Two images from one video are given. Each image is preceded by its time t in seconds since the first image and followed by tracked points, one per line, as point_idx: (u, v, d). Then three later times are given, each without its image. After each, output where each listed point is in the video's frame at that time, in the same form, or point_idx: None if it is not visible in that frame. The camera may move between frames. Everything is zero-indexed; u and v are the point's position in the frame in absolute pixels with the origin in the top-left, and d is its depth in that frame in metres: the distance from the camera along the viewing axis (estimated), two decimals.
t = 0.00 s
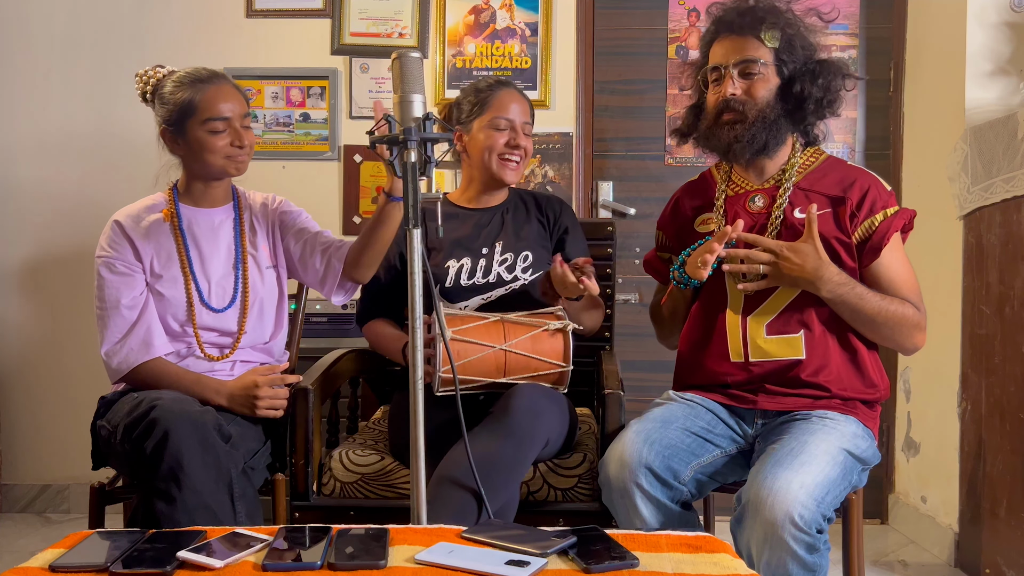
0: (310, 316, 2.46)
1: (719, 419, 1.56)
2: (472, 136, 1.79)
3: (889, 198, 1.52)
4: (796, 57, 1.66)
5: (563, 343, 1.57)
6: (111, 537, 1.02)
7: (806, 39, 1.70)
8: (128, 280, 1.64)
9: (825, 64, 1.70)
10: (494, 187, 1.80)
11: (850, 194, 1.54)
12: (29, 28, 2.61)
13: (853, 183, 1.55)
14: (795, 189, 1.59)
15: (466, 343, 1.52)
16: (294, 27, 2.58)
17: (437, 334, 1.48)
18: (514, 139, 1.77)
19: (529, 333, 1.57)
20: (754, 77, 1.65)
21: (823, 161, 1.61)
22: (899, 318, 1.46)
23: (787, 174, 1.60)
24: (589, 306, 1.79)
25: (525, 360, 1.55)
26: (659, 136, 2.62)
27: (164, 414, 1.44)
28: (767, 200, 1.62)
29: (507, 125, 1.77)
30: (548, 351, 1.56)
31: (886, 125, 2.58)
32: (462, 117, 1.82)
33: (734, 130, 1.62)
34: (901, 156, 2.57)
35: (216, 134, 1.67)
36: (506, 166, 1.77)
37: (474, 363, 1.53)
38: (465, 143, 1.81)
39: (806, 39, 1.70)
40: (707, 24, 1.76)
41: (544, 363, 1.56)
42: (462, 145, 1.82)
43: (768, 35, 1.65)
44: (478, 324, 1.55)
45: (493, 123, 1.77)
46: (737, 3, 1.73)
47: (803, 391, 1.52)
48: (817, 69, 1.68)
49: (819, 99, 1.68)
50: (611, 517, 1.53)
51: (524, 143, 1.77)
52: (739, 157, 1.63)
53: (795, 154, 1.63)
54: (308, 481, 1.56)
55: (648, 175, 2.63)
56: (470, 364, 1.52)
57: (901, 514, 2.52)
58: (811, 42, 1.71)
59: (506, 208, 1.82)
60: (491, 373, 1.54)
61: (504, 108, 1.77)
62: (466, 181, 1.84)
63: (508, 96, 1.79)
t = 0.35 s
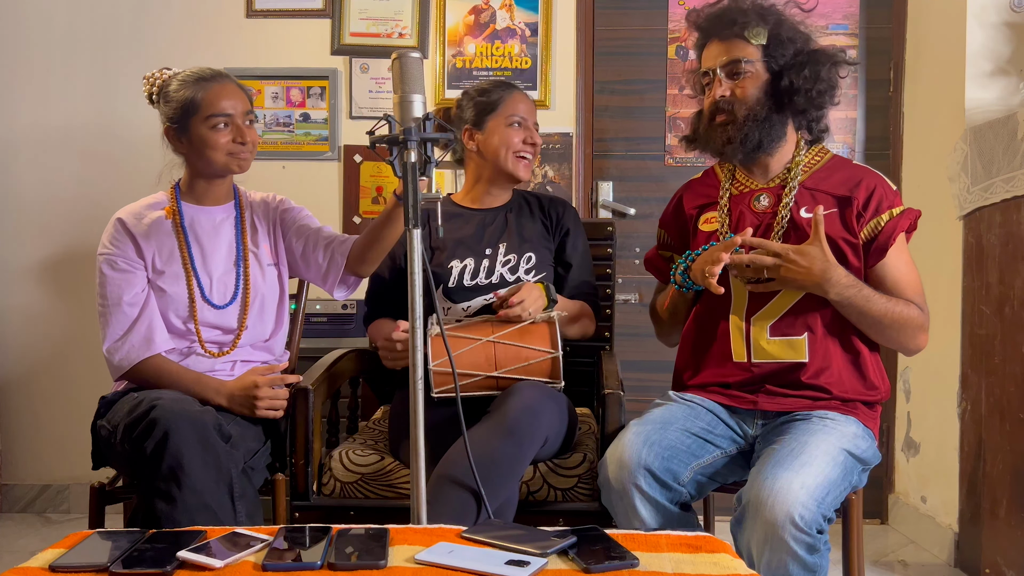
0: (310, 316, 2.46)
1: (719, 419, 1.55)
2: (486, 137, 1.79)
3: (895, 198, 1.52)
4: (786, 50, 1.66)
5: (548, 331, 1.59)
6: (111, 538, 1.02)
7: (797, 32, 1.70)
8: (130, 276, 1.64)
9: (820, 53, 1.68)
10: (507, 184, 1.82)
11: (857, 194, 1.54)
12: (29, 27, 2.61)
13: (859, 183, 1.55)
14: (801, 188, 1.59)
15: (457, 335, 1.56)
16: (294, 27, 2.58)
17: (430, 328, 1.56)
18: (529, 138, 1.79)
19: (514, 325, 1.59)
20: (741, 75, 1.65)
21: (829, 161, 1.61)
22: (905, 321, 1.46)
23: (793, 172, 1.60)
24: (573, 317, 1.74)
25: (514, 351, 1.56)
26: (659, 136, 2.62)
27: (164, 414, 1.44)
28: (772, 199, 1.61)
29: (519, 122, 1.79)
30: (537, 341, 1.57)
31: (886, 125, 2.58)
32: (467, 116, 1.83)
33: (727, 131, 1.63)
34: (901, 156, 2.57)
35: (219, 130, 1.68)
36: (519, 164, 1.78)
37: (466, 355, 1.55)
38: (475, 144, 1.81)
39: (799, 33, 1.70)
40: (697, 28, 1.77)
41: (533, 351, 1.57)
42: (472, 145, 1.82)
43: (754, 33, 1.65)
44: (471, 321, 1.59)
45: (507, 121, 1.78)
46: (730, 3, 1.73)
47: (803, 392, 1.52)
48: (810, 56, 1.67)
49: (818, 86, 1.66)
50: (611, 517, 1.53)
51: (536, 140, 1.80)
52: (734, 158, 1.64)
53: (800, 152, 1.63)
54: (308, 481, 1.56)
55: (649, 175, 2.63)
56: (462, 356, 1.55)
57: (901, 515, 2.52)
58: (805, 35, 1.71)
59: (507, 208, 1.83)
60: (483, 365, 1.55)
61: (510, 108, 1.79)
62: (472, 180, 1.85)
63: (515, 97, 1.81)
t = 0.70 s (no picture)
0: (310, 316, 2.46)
1: (719, 419, 1.55)
2: (484, 134, 1.78)
3: (899, 199, 1.52)
4: (780, 49, 1.65)
5: (540, 323, 1.59)
6: (111, 537, 1.02)
7: (792, 28, 1.68)
8: (134, 272, 1.66)
9: (814, 50, 1.66)
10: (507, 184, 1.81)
11: (861, 194, 1.54)
12: (30, 27, 2.61)
13: (863, 183, 1.55)
14: (804, 188, 1.58)
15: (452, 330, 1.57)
16: (293, 27, 2.58)
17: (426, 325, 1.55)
18: (529, 138, 1.80)
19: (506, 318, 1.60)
20: (735, 78, 1.66)
21: (833, 160, 1.61)
22: (909, 322, 1.46)
23: (796, 172, 1.60)
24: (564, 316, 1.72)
25: (508, 343, 1.57)
26: (659, 136, 2.62)
27: (164, 412, 1.44)
28: (775, 199, 1.61)
29: (519, 122, 1.79)
30: (530, 333, 1.58)
31: (886, 125, 2.58)
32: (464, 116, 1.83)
33: (725, 137, 1.64)
34: (901, 156, 2.57)
35: (218, 119, 1.71)
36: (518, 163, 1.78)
37: (462, 350, 1.55)
38: (474, 141, 1.81)
39: (794, 29, 1.68)
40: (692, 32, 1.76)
41: (527, 341, 1.57)
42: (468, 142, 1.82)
43: (749, 35, 1.65)
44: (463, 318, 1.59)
45: (507, 121, 1.78)
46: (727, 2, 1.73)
47: (804, 392, 1.52)
48: (804, 53, 1.65)
49: (813, 83, 1.64)
50: (611, 517, 1.53)
51: (536, 142, 1.80)
52: (734, 164, 1.64)
53: (803, 152, 1.63)
54: (308, 481, 1.56)
55: (649, 175, 2.63)
56: (458, 351, 1.55)
57: (901, 515, 2.52)
58: (801, 31, 1.69)
59: (506, 209, 1.82)
60: (478, 360, 1.56)
61: (511, 108, 1.79)
62: (467, 180, 1.84)
63: (515, 98, 1.82)
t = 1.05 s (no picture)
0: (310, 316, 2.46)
1: (719, 419, 1.55)
2: (484, 137, 1.77)
3: (900, 199, 1.53)
4: (777, 50, 1.64)
5: (538, 326, 1.61)
6: (111, 537, 1.02)
7: (790, 28, 1.67)
8: (143, 269, 1.69)
9: (810, 50, 1.65)
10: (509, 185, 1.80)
11: (862, 194, 1.54)
12: (29, 28, 2.61)
13: (864, 183, 1.55)
14: (806, 188, 1.58)
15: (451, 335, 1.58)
16: (293, 27, 2.58)
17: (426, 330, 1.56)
18: (529, 138, 1.79)
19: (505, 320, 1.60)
20: (732, 79, 1.66)
21: (835, 161, 1.61)
22: (906, 324, 1.46)
23: (798, 173, 1.60)
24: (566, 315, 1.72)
25: (506, 345, 1.57)
26: (659, 136, 2.62)
27: (164, 412, 1.45)
28: (777, 199, 1.61)
29: (518, 123, 1.78)
30: (529, 335, 1.59)
31: (886, 125, 2.58)
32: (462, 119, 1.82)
33: (722, 138, 1.65)
34: (901, 156, 2.57)
35: (220, 114, 1.73)
36: (518, 163, 1.77)
37: (462, 352, 1.56)
38: (473, 143, 1.80)
39: (794, 29, 1.67)
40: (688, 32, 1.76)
41: (527, 343, 1.58)
42: (467, 144, 1.80)
43: (747, 36, 1.65)
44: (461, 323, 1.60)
45: (507, 121, 1.78)
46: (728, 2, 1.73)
47: (804, 392, 1.52)
48: (803, 54, 1.64)
49: (806, 84, 1.63)
50: (611, 517, 1.53)
51: (535, 142, 1.80)
52: (730, 165, 1.65)
53: (805, 153, 1.63)
54: (308, 481, 1.56)
55: (649, 175, 2.64)
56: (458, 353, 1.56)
57: (901, 515, 2.52)
58: (800, 31, 1.67)
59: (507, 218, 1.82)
60: (477, 361, 1.56)
61: (508, 109, 1.78)
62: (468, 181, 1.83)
63: (512, 98, 1.81)
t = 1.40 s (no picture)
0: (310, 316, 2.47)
1: (719, 419, 1.55)
2: (483, 142, 1.76)
3: (896, 197, 1.53)
4: (789, 54, 1.65)
5: (541, 324, 1.61)
6: (111, 537, 1.02)
7: (801, 33, 1.69)
8: (151, 269, 1.69)
9: (823, 58, 1.67)
10: (502, 186, 1.81)
11: (858, 193, 1.54)
12: (29, 28, 2.61)
13: (860, 182, 1.55)
14: (802, 187, 1.58)
15: (452, 333, 1.58)
16: (293, 27, 2.58)
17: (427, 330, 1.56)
18: (522, 135, 1.80)
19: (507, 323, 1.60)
20: (743, 78, 1.65)
21: (830, 160, 1.61)
22: (902, 323, 1.46)
23: (794, 172, 1.60)
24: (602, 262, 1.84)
25: (508, 343, 1.58)
26: (659, 136, 2.62)
27: (165, 412, 1.45)
28: (773, 199, 1.61)
29: (513, 123, 1.79)
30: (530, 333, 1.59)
31: (886, 125, 2.58)
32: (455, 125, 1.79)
33: (726, 134, 1.63)
34: (901, 156, 2.57)
35: (241, 121, 1.74)
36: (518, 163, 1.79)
37: (463, 352, 1.56)
38: (471, 152, 1.79)
39: (802, 33, 1.69)
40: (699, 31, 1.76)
41: (528, 341, 1.58)
42: (465, 153, 1.79)
43: (761, 38, 1.64)
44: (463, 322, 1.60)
45: (502, 121, 1.78)
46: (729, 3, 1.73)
47: (802, 391, 1.52)
48: (814, 60, 1.66)
49: (820, 91, 1.65)
50: (611, 517, 1.53)
51: (531, 138, 1.80)
52: (733, 162, 1.64)
53: (802, 152, 1.63)
54: (308, 481, 1.57)
55: (648, 175, 2.64)
56: (459, 353, 1.56)
57: (901, 515, 2.52)
58: (807, 36, 1.70)
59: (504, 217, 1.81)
60: (478, 360, 1.57)
61: (497, 110, 1.78)
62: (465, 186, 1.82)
63: (499, 98, 1.81)
